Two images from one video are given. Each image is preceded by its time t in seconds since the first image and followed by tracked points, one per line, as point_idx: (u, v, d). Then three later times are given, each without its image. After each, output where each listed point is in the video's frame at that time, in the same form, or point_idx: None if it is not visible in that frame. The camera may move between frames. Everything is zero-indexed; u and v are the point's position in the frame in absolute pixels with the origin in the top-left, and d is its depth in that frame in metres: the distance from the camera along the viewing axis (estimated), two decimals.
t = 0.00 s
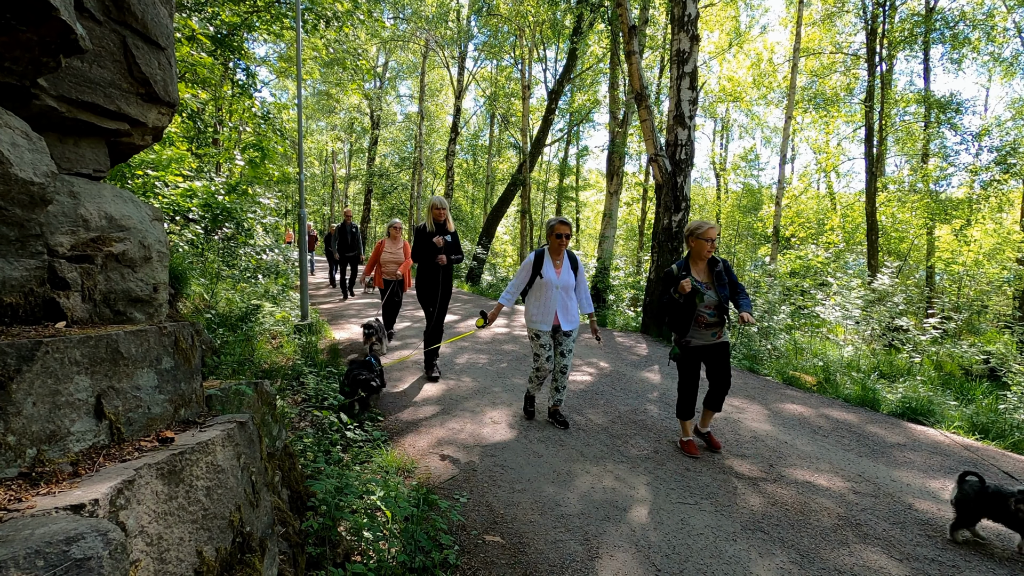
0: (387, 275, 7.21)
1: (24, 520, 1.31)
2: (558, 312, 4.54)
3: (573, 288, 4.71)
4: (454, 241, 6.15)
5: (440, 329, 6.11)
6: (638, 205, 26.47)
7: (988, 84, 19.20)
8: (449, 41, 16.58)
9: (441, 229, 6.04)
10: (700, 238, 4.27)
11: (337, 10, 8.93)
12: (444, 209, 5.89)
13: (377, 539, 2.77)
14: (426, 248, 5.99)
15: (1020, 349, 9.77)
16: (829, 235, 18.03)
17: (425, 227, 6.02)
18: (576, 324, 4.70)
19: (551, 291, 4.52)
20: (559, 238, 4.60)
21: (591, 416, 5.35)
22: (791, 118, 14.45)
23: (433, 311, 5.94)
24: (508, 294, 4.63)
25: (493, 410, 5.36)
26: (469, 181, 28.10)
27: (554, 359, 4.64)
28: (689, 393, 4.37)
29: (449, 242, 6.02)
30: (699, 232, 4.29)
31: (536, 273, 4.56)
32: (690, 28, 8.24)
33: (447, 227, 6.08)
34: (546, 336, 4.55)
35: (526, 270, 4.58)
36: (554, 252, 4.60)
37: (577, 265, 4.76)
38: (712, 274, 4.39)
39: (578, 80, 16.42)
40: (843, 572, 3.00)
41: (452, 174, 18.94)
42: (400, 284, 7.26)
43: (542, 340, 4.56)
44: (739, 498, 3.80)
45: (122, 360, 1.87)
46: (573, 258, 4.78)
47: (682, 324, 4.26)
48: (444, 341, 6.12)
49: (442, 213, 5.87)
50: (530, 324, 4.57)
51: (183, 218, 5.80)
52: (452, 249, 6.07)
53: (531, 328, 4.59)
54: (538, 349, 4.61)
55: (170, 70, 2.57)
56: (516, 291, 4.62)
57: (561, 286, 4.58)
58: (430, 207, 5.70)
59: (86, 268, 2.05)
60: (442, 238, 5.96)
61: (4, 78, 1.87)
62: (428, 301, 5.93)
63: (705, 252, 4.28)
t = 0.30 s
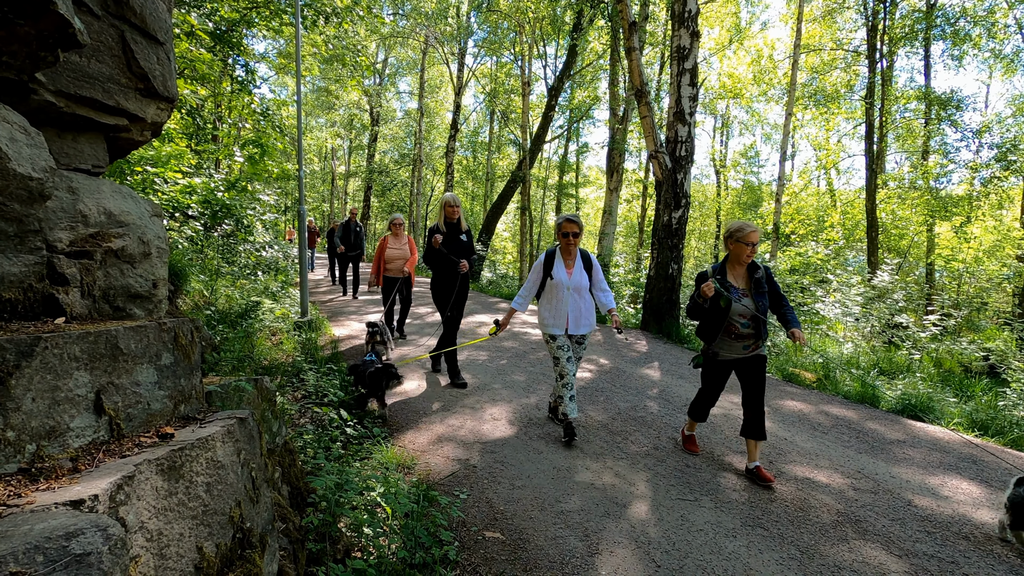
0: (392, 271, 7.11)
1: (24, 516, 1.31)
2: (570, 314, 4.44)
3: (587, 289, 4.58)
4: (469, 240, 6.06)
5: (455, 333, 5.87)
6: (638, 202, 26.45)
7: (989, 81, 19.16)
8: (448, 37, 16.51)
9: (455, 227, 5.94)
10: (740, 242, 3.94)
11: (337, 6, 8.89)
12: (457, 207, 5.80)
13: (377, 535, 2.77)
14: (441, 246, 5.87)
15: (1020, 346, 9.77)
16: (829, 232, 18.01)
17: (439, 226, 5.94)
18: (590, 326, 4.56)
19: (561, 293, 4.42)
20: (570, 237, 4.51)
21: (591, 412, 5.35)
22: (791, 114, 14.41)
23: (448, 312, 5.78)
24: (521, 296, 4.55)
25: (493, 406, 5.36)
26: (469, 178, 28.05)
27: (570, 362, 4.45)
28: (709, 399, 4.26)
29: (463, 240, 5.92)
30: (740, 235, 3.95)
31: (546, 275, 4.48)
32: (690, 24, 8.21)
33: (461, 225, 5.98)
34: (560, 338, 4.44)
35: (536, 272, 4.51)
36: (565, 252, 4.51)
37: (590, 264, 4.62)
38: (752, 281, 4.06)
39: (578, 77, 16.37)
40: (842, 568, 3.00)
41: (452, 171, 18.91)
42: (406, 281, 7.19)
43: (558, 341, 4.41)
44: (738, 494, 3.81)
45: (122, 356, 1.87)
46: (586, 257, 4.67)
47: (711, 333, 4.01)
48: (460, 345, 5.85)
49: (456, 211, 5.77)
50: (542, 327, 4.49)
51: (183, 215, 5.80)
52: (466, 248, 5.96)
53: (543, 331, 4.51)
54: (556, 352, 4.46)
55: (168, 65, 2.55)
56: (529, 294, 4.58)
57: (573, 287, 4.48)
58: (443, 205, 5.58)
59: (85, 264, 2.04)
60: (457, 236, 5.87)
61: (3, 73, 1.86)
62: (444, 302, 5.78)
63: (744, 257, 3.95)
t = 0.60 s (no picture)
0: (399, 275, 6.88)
1: (23, 516, 1.31)
2: (579, 317, 4.18)
3: (598, 289, 4.28)
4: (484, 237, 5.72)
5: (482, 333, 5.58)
6: (638, 202, 26.45)
7: (989, 80, 19.15)
8: (448, 37, 16.49)
9: (469, 224, 5.62)
10: (784, 239, 3.50)
11: (336, 5, 8.88)
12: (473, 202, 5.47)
13: (376, 535, 2.77)
14: (456, 244, 5.56)
15: (1020, 345, 9.78)
16: (829, 231, 18.01)
17: (452, 222, 5.62)
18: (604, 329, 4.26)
19: (569, 294, 4.17)
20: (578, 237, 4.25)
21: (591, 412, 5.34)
22: (791, 114, 14.41)
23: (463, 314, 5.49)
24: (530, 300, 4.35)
25: (492, 406, 5.36)
26: (468, 178, 28.04)
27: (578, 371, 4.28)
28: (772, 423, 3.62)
29: (478, 238, 5.59)
30: (786, 232, 3.50)
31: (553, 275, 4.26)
32: (690, 24, 8.21)
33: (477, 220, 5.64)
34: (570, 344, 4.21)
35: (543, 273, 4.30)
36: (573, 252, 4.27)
37: (602, 263, 4.31)
38: (797, 281, 3.63)
39: (578, 76, 16.35)
40: (842, 568, 3.00)
41: (451, 171, 18.90)
42: (413, 285, 6.92)
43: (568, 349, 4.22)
44: (738, 493, 3.81)
45: (121, 356, 1.86)
46: (598, 256, 4.37)
47: (755, 339, 3.59)
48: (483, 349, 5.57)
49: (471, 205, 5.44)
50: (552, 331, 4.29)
51: (182, 214, 5.79)
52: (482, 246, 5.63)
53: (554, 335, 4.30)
54: (565, 359, 4.28)
55: (167, 65, 2.54)
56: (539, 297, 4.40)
57: (582, 288, 4.20)
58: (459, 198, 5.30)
59: (84, 264, 2.04)
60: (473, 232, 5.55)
61: (2, 72, 1.85)
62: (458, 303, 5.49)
63: (788, 256, 3.52)
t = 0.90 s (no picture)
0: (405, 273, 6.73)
1: (23, 513, 1.31)
2: (590, 322, 4.00)
3: (615, 294, 4.01)
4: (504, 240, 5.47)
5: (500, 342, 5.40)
6: (638, 201, 26.46)
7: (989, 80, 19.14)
8: (448, 35, 16.47)
9: (491, 226, 5.33)
10: (828, 244, 3.15)
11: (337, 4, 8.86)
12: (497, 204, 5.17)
13: (376, 533, 2.77)
14: (478, 248, 5.29)
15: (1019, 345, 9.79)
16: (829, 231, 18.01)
17: (472, 224, 5.33)
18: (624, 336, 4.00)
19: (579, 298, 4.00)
20: (595, 238, 4.01)
21: (591, 411, 5.35)
22: (791, 114, 14.38)
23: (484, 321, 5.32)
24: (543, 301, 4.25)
25: (492, 405, 5.36)
26: (468, 177, 28.03)
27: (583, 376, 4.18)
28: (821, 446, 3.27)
29: (500, 241, 5.33)
30: (829, 235, 3.15)
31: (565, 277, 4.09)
32: (690, 23, 8.20)
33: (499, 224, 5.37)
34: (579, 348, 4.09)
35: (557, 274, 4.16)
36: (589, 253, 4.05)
37: (621, 266, 4.02)
38: (846, 287, 3.27)
39: (578, 75, 16.32)
40: (841, 567, 3.01)
41: (451, 169, 18.90)
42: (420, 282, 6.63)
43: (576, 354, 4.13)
44: (737, 493, 3.81)
45: (121, 354, 1.86)
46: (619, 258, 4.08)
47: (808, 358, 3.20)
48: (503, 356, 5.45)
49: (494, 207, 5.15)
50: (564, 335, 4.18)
51: (183, 213, 5.78)
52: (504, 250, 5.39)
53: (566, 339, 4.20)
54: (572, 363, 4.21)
55: (168, 62, 2.54)
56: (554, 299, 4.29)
57: (596, 293, 3.98)
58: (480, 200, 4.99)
59: (85, 262, 2.04)
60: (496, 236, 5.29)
61: (2, 70, 1.85)
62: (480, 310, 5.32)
63: (834, 262, 3.17)
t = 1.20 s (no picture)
0: (420, 275, 6.54)
1: (24, 512, 1.31)
2: (626, 327, 3.83)
3: (654, 299, 3.85)
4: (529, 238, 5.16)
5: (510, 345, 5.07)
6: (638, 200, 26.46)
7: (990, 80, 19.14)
8: (449, 35, 16.46)
9: (513, 223, 5.07)
10: (891, 240, 2.90)
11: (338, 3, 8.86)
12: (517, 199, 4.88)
13: (377, 532, 2.77)
14: (498, 245, 5.05)
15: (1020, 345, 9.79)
16: (829, 230, 18.01)
17: (496, 220, 5.12)
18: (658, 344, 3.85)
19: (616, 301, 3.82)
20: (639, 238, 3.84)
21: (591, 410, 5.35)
22: (792, 113, 14.35)
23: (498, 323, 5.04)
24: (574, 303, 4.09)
25: (493, 404, 5.37)
26: (469, 176, 28.03)
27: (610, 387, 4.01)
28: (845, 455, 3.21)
29: (520, 239, 5.04)
30: (893, 234, 2.89)
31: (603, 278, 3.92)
32: (691, 22, 8.20)
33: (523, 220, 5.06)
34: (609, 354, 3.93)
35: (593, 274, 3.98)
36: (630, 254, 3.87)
37: (662, 270, 3.85)
38: (910, 293, 3.01)
39: (579, 74, 16.29)
40: (842, 566, 3.01)
41: (452, 169, 18.90)
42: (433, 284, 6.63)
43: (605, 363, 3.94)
44: (738, 492, 3.81)
45: (122, 352, 1.86)
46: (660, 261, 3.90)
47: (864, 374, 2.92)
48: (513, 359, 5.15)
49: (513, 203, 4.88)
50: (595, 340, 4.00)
51: (183, 212, 5.85)
52: (527, 249, 5.10)
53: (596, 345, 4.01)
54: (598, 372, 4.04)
55: (169, 62, 2.54)
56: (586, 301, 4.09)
57: (635, 297, 3.81)
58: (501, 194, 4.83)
59: (86, 261, 2.04)
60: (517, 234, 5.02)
61: (3, 69, 1.85)
62: (494, 310, 5.03)
63: (901, 262, 2.90)
